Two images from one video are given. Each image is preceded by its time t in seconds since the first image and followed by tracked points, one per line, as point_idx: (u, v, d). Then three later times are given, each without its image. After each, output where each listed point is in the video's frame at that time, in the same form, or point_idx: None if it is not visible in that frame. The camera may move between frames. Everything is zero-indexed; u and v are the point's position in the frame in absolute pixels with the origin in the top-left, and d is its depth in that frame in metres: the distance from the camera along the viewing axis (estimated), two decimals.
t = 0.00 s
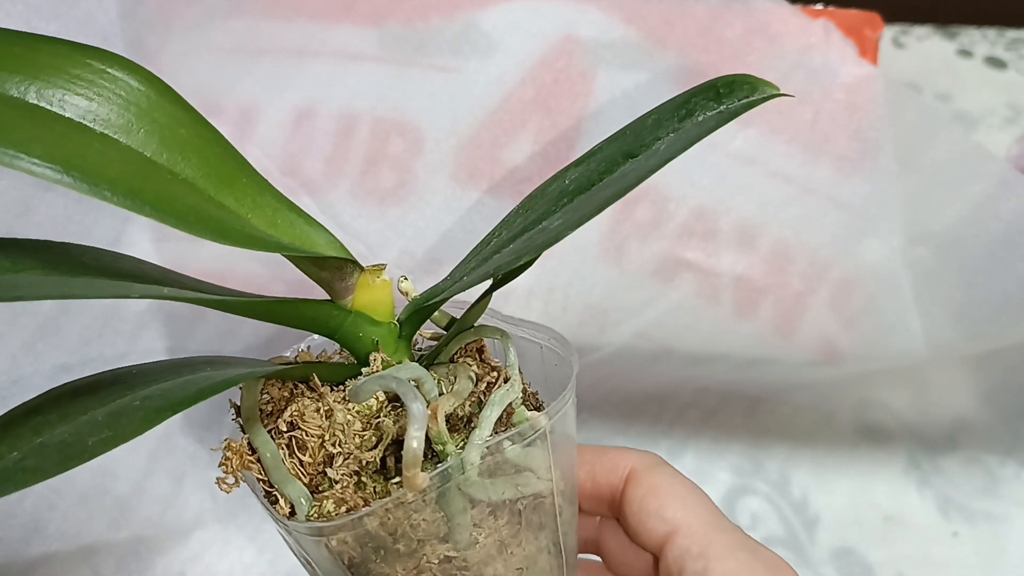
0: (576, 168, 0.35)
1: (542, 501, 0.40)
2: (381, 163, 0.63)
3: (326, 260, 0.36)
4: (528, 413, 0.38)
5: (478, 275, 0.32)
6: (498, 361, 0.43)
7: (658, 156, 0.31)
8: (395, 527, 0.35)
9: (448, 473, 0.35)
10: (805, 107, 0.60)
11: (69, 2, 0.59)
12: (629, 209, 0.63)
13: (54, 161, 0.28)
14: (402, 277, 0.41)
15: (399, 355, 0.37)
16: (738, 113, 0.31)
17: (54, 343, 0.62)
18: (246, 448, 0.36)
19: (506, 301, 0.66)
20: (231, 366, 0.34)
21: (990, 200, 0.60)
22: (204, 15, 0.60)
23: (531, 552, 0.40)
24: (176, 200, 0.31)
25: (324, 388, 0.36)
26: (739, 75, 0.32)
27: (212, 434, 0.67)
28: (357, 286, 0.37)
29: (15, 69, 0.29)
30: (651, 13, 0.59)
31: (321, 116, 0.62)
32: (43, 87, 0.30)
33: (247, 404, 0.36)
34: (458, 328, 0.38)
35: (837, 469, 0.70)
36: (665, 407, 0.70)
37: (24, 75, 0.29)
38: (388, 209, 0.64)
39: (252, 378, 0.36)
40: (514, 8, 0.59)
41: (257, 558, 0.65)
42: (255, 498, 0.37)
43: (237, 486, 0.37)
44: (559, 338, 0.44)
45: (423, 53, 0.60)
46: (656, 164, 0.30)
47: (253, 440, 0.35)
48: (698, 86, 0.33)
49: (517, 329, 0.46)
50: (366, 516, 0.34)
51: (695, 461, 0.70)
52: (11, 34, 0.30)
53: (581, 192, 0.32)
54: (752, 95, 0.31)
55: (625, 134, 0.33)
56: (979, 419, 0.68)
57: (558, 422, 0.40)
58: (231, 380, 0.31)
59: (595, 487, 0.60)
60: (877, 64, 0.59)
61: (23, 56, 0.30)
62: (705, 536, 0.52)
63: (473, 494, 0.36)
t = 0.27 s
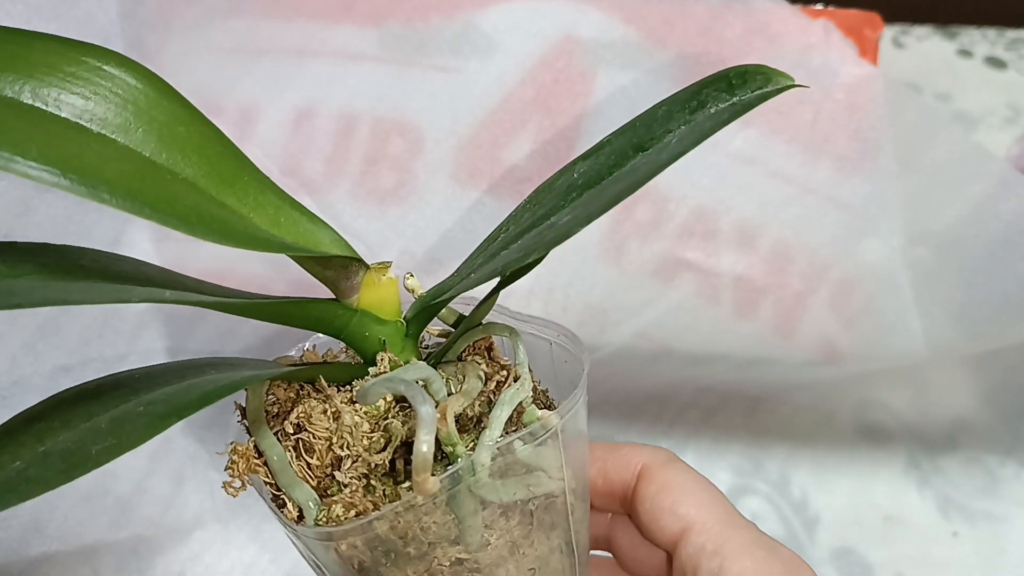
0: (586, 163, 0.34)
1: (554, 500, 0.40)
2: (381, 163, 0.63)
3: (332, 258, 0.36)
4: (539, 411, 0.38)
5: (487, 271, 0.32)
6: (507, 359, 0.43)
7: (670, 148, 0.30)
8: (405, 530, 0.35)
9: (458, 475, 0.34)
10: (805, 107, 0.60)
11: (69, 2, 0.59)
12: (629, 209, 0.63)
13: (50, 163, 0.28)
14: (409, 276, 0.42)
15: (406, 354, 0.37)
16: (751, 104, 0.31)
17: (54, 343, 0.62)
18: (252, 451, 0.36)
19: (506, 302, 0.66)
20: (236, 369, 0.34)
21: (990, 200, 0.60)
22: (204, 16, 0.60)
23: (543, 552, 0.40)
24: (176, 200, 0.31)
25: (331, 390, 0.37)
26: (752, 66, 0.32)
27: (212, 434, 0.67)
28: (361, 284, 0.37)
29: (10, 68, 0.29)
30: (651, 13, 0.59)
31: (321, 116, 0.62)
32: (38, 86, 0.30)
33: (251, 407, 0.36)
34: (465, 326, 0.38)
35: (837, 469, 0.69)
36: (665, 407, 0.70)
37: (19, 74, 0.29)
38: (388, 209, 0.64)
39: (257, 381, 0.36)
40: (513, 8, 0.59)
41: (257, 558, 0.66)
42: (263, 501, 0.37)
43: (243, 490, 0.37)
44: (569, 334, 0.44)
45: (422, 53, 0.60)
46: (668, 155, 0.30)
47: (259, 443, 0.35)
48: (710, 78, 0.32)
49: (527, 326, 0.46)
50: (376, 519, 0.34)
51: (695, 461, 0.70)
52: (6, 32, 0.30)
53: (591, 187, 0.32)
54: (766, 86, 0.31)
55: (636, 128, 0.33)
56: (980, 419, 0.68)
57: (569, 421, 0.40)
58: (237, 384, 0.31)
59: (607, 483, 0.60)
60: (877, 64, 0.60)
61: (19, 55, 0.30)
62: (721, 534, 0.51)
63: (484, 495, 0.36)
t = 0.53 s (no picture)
0: (591, 162, 0.34)
1: (559, 504, 0.40)
2: (381, 163, 0.63)
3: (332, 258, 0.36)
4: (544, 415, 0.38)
5: (493, 271, 0.31)
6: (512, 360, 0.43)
7: (679, 143, 0.30)
8: (409, 535, 0.35)
9: (462, 479, 0.34)
10: (805, 107, 0.60)
11: (69, 2, 0.59)
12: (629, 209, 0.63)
13: (47, 162, 0.28)
14: (411, 275, 0.42)
15: (408, 356, 0.37)
16: (759, 99, 0.31)
17: (54, 343, 0.62)
18: (253, 455, 0.36)
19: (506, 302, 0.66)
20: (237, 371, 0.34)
21: (990, 200, 0.60)
22: (204, 15, 0.60)
23: (548, 557, 0.40)
24: (174, 198, 0.31)
25: (332, 392, 0.36)
26: (759, 62, 0.32)
27: (213, 434, 0.67)
28: (365, 285, 0.37)
29: (9, 65, 0.29)
30: (652, 13, 0.59)
31: (321, 116, 0.62)
32: (36, 82, 0.30)
33: (252, 410, 0.36)
34: (469, 327, 0.38)
35: (837, 469, 0.69)
36: (665, 406, 0.70)
37: (18, 69, 0.30)
38: (388, 209, 0.64)
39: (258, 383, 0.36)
40: (513, 8, 0.59)
41: (257, 558, 0.66)
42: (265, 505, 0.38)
43: (244, 495, 0.37)
44: (574, 337, 0.44)
45: (422, 53, 0.60)
46: (677, 151, 0.30)
47: (261, 446, 0.35)
48: (716, 74, 0.33)
49: (530, 328, 0.46)
50: (380, 524, 0.34)
51: (695, 461, 0.70)
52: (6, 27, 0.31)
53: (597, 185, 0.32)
54: (774, 82, 0.31)
55: (642, 125, 0.33)
56: (980, 419, 0.68)
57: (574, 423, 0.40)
58: (238, 385, 0.31)
59: (612, 486, 0.60)
60: (878, 64, 0.60)
61: (18, 50, 0.30)
62: (727, 538, 0.51)
63: (489, 499, 0.36)
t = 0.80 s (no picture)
0: (583, 178, 0.34)
1: (549, 520, 0.40)
2: (381, 163, 0.63)
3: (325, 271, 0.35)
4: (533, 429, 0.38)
5: (484, 285, 0.31)
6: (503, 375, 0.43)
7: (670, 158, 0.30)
8: (396, 548, 0.35)
9: (451, 492, 0.34)
10: (805, 107, 0.60)
11: (69, 3, 0.59)
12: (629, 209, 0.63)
13: (43, 172, 0.28)
14: (405, 290, 0.41)
15: (400, 370, 0.37)
16: (749, 115, 0.31)
17: (53, 343, 0.62)
18: (242, 466, 0.36)
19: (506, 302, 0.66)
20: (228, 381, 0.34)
21: (991, 200, 0.60)
22: (203, 15, 0.60)
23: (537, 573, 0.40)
24: (169, 211, 0.31)
25: (323, 404, 0.36)
26: (750, 80, 0.32)
27: (212, 434, 0.67)
28: (357, 299, 0.37)
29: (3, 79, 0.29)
30: (652, 13, 0.59)
31: (321, 116, 0.62)
32: (31, 96, 0.29)
33: (243, 422, 0.36)
34: (461, 342, 0.38)
35: (837, 470, 0.69)
36: (665, 406, 0.70)
37: (13, 83, 0.29)
38: (388, 209, 0.64)
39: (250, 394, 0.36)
40: (513, 8, 0.59)
41: (257, 558, 0.66)
42: (252, 517, 0.37)
43: (233, 506, 0.37)
44: (566, 351, 0.44)
45: (423, 53, 0.60)
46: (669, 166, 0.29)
47: (250, 457, 0.35)
48: (707, 91, 0.33)
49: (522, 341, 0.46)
50: (366, 537, 0.34)
51: (695, 461, 0.70)
52: None
53: (588, 201, 0.32)
54: (764, 98, 0.31)
55: (634, 142, 0.33)
56: (979, 419, 0.68)
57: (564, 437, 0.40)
58: (228, 396, 0.31)
59: (603, 506, 0.57)
60: (877, 64, 0.60)
61: (13, 65, 0.30)
62: (717, 556, 0.51)
63: (478, 513, 0.36)
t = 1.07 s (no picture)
0: (593, 175, 0.34)
1: (548, 516, 0.40)
2: (381, 163, 0.63)
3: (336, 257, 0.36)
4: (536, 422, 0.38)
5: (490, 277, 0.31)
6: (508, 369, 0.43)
7: (676, 154, 0.30)
8: (393, 533, 0.35)
9: (449, 478, 0.34)
10: (805, 107, 0.60)
11: (69, 2, 0.59)
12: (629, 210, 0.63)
13: (61, 143, 0.28)
14: (413, 283, 0.41)
15: (405, 359, 0.37)
16: (757, 112, 0.31)
17: (53, 343, 0.62)
18: (244, 448, 0.36)
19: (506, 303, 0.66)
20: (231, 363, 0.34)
21: (991, 200, 0.60)
22: (203, 15, 0.61)
23: (534, 570, 0.40)
24: (184, 188, 0.31)
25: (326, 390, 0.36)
26: (760, 78, 0.32)
27: (212, 434, 0.67)
28: (364, 289, 0.37)
29: (25, 50, 0.29)
30: (652, 13, 0.59)
31: (321, 116, 0.62)
32: (54, 70, 0.29)
33: (247, 404, 0.36)
34: (465, 337, 0.38)
35: (837, 470, 0.69)
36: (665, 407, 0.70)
37: (37, 57, 0.29)
38: (388, 209, 0.64)
39: (253, 379, 0.36)
40: (513, 8, 0.59)
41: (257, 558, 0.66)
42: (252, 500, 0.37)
43: (233, 489, 0.37)
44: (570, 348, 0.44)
45: (422, 53, 0.60)
46: (673, 162, 0.29)
47: (251, 440, 0.36)
48: (718, 90, 0.32)
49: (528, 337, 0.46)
50: (364, 519, 0.34)
51: (695, 461, 0.70)
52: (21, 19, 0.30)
53: (595, 196, 0.32)
54: (773, 96, 0.31)
55: (643, 139, 0.33)
56: (979, 419, 0.68)
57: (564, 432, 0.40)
58: (229, 376, 0.31)
59: (604, 508, 0.58)
60: (877, 64, 0.60)
61: (37, 39, 0.30)
62: (720, 559, 0.50)
63: (477, 503, 0.36)
